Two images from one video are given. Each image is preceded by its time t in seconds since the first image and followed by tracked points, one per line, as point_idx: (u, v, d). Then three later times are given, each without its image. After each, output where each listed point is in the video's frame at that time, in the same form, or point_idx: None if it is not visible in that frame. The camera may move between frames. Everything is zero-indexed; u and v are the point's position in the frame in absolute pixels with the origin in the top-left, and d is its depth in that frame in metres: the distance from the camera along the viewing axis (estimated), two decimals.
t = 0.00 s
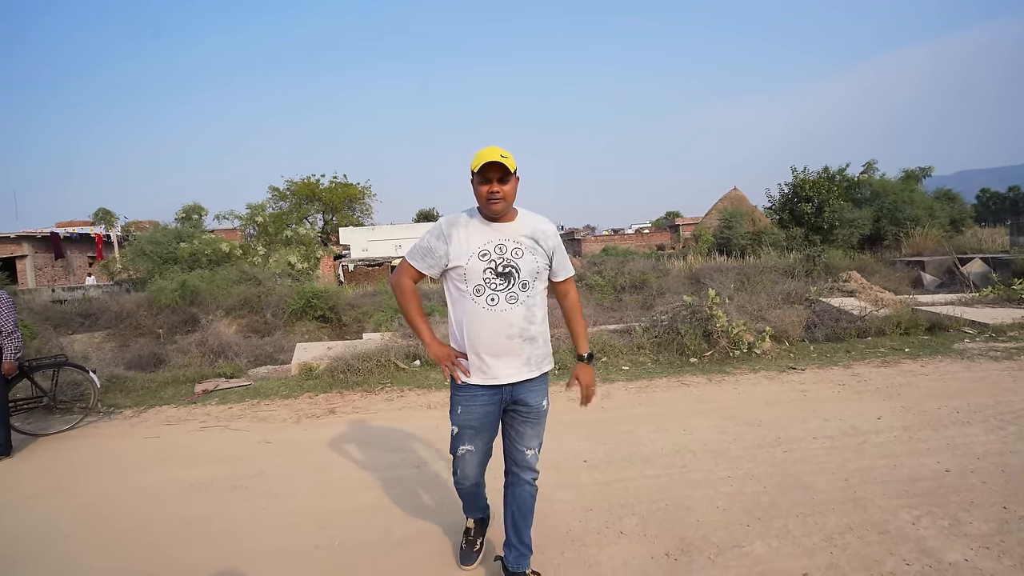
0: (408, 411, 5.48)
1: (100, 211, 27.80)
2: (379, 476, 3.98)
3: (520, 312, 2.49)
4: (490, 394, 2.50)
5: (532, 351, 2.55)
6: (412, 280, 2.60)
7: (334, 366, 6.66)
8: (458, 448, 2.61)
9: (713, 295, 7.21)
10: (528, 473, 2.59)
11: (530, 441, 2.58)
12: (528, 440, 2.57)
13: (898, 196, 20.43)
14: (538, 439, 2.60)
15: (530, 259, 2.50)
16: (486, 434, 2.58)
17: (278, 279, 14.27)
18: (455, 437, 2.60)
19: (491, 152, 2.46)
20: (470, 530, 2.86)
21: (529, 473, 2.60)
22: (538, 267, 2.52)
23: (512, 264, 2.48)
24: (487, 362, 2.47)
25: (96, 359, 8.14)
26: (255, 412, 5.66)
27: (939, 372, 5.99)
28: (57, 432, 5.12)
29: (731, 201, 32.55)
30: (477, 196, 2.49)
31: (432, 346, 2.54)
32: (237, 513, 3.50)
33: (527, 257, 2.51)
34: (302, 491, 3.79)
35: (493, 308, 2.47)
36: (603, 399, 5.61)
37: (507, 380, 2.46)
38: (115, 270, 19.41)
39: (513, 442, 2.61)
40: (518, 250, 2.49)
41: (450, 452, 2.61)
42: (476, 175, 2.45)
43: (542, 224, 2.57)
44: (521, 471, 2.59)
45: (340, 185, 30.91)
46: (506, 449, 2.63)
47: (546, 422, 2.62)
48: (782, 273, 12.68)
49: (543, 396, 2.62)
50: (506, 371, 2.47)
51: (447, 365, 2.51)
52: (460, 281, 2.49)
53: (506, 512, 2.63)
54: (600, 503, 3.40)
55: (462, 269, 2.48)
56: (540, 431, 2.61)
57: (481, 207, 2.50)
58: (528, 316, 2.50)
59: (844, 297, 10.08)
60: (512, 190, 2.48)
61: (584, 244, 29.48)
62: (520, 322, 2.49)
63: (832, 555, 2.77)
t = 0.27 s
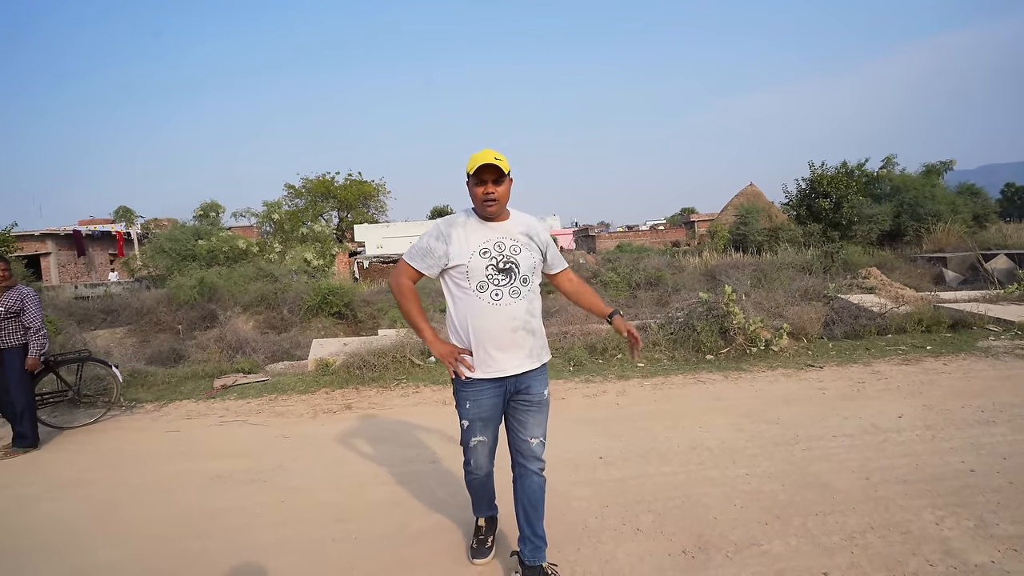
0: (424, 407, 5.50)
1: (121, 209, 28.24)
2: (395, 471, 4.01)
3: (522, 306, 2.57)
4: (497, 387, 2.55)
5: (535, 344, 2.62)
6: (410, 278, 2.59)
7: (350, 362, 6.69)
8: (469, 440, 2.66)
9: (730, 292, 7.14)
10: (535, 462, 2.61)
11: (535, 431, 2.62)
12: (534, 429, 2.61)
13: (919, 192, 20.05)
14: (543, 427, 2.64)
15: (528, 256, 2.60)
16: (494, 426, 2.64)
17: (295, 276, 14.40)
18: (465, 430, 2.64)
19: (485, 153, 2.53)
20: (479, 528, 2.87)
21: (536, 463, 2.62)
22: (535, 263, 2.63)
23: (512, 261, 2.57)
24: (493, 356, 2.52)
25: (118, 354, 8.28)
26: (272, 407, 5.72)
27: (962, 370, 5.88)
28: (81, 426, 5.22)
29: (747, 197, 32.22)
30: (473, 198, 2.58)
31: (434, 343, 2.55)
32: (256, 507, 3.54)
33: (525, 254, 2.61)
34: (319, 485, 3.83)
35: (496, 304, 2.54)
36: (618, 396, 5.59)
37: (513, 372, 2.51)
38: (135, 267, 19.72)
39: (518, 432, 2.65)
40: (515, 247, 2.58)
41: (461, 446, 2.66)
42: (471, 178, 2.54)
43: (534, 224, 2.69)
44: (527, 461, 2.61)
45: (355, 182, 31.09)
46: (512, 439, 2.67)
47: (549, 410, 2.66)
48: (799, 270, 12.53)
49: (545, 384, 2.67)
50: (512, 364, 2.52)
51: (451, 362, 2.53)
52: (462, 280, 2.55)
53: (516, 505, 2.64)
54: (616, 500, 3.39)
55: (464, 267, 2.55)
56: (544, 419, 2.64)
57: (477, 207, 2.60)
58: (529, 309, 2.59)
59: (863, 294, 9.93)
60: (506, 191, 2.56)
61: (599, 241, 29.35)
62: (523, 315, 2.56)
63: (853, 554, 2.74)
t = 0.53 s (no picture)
0: (436, 404, 5.52)
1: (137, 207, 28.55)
2: (407, 467, 4.02)
3: (520, 304, 2.60)
4: (497, 379, 2.59)
5: (532, 340, 2.67)
6: (409, 279, 2.62)
7: (363, 358, 6.73)
8: (475, 431, 2.71)
9: (744, 289, 7.08)
10: (539, 450, 2.65)
11: (536, 419, 2.65)
12: (536, 417, 2.64)
13: (937, 187, 19.74)
14: (544, 415, 2.66)
15: (524, 255, 2.63)
16: (497, 416, 2.67)
17: (308, 273, 14.50)
18: (470, 422, 2.69)
19: (481, 159, 2.52)
20: (495, 525, 2.90)
21: (540, 451, 2.65)
22: (532, 262, 2.65)
23: (509, 261, 2.59)
24: (492, 354, 2.56)
25: (135, 350, 8.39)
26: (286, 403, 5.77)
27: (980, 369, 5.79)
28: (99, 421, 5.30)
29: (761, 194, 31.93)
30: (469, 200, 2.59)
31: (434, 341, 2.58)
32: (270, 502, 3.57)
33: (522, 253, 2.63)
34: (332, 481, 3.85)
35: (495, 303, 2.56)
36: (630, 393, 5.58)
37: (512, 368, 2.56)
38: (152, 265, 19.97)
39: (520, 421, 2.68)
40: (512, 247, 2.60)
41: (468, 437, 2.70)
42: (466, 182, 2.54)
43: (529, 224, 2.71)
44: (531, 449, 2.65)
45: (368, 179, 31.20)
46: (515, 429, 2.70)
47: (548, 398, 2.68)
48: (814, 266, 12.40)
49: (543, 374, 2.70)
50: (511, 360, 2.57)
51: (451, 358, 2.57)
52: (461, 280, 2.57)
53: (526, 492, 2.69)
54: (628, 498, 3.38)
55: (463, 268, 2.56)
56: (544, 408, 2.66)
57: (472, 209, 2.60)
58: (526, 308, 2.62)
59: (879, 291, 9.81)
60: (502, 195, 2.57)
61: (610, 238, 29.26)
62: (520, 313, 2.60)
63: (868, 555, 2.71)
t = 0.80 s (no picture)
0: (441, 405, 5.52)
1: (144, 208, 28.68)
2: (412, 468, 4.03)
3: (520, 300, 2.62)
4: (501, 374, 2.61)
5: (534, 335, 2.70)
6: (410, 280, 2.63)
7: (368, 359, 6.75)
8: (478, 426, 2.72)
9: (749, 289, 7.06)
10: (544, 441, 2.73)
11: (540, 412, 2.71)
12: (539, 410, 2.70)
13: (944, 188, 19.62)
14: (547, 408, 2.73)
15: (523, 252, 2.64)
16: (501, 411, 2.70)
17: (313, 273, 14.54)
18: (473, 417, 2.71)
19: (479, 159, 2.53)
20: (501, 526, 2.90)
21: (546, 441, 2.74)
22: (530, 258, 2.67)
23: (509, 258, 2.60)
24: (495, 350, 2.59)
25: (142, 351, 8.43)
26: (291, 403, 5.79)
27: (988, 371, 5.75)
28: (106, 421, 5.33)
29: (766, 194, 31.84)
30: (467, 201, 2.61)
31: (436, 339, 2.59)
32: (275, 502, 3.58)
33: (521, 250, 2.65)
34: (338, 481, 3.87)
35: (497, 300, 2.58)
36: (635, 394, 5.57)
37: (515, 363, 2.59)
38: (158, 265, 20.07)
39: (524, 415, 2.73)
40: (512, 244, 2.62)
41: (471, 432, 2.72)
42: (464, 183, 2.55)
43: (525, 221, 2.73)
44: (537, 440, 2.73)
45: (373, 180, 31.26)
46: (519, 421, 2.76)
47: (550, 391, 2.74)
48: (820, 267, 12.35)
49: (544, 367, 2.75)
50: (514, 355, 2.60)
51: (455, 355, 2.58)
52: (463, 279, 2.58)
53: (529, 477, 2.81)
54: (634, 499, 3.38)
55: (464, 267, 2.57)
56: (547, 400, 2.73)
57: (471, 210, 2.62)
58: (527, 303, 2.65)
59: (886, 292, 9.76)
60: (500, 195, 2.59)
61: (615, 238, 29.22)
62: (521, 309, 2.62)
63: (875, 557, 2.70)
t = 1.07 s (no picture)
0: (432, 408, 5.51)
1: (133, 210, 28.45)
2: (402, 471, 4.01)
3: (515, 300, 2.66)
4: (496, 375, 2.62)
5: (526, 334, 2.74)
6: (403, 283, 2.59)
7: (359, 362, 6.72)
8: (471, 428, 2.71)
9: (740, 293, 7.09)
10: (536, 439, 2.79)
11: (533, 411, 2.75)
12: (533, 410, 2.74)
13: (932, 193, 19.83)
14: (539, 408, 2.77)
15: (515, 253, 2.69)
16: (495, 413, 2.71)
17: (304, 276, 14.47)
18: (467, 419, 2.70)
19: (470, 163, 2.53)
20: (492, 530, 2.89)
21: (536, 439, 2.80)
22: (521, 259, 2.72)
23: (503, 260, 2.63)
24: (493, 351, 2.59)
25: (130, 354, 8.35)
26: (281, 407, 5.75)
27: (974, 374, 5.81)
28: (93, 424, 5.27)
29: (756, 198, 32.05)
30: (458, 204, 2.61)
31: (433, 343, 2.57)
32: (264, 506, 3.56)
33: (512, 252, 2.69)
34: (328, 485, 3.84)
35: (493, 301, 2.60)
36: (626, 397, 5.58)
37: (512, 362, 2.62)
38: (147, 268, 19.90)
39: (516, 415, 2.76)
40: (504, 245, 2.65)
41: (464, 434, 2.71)
42: (456, 187, 2.55)
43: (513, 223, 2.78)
44: (530, 438, 2.78)
45: (365, 182, 31.19)
46: (511, 421, 2.79)
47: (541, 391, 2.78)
48: (810, 271, 12.44)
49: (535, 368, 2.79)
50: (511, 355, 2.62)
51: (452, 358, 2.56)
52: (459, 281, 2.58)
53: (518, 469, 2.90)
54: (624, 502, 3.38)
55: (460, 270, 2.57)
56: (539, 400, 2.76)
57: (462, 213, 2.62)
58: (520, 303, 2.69)
59: (874, 296, 9.85)
60: (491, 197, 2.60)
61: (607, 242, 29.30)
62: (516, 309, 2.66)
63: (863, 559, 2.71)
